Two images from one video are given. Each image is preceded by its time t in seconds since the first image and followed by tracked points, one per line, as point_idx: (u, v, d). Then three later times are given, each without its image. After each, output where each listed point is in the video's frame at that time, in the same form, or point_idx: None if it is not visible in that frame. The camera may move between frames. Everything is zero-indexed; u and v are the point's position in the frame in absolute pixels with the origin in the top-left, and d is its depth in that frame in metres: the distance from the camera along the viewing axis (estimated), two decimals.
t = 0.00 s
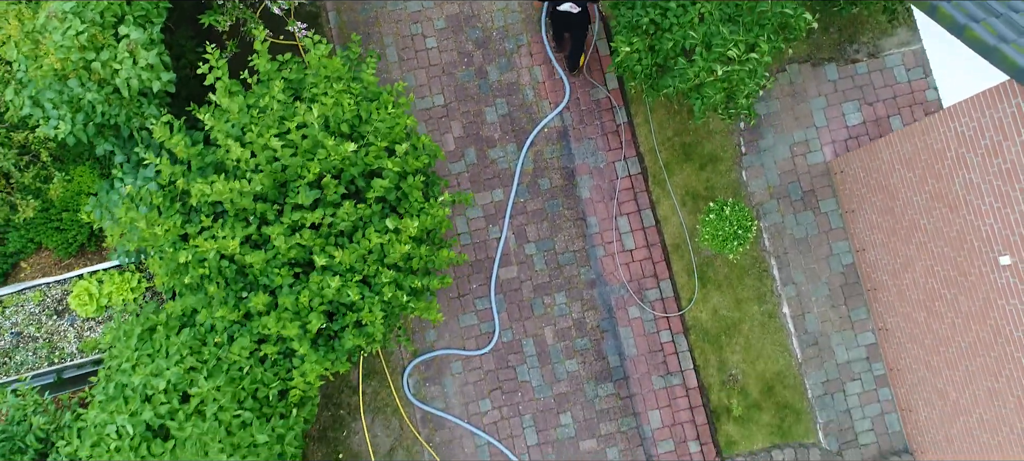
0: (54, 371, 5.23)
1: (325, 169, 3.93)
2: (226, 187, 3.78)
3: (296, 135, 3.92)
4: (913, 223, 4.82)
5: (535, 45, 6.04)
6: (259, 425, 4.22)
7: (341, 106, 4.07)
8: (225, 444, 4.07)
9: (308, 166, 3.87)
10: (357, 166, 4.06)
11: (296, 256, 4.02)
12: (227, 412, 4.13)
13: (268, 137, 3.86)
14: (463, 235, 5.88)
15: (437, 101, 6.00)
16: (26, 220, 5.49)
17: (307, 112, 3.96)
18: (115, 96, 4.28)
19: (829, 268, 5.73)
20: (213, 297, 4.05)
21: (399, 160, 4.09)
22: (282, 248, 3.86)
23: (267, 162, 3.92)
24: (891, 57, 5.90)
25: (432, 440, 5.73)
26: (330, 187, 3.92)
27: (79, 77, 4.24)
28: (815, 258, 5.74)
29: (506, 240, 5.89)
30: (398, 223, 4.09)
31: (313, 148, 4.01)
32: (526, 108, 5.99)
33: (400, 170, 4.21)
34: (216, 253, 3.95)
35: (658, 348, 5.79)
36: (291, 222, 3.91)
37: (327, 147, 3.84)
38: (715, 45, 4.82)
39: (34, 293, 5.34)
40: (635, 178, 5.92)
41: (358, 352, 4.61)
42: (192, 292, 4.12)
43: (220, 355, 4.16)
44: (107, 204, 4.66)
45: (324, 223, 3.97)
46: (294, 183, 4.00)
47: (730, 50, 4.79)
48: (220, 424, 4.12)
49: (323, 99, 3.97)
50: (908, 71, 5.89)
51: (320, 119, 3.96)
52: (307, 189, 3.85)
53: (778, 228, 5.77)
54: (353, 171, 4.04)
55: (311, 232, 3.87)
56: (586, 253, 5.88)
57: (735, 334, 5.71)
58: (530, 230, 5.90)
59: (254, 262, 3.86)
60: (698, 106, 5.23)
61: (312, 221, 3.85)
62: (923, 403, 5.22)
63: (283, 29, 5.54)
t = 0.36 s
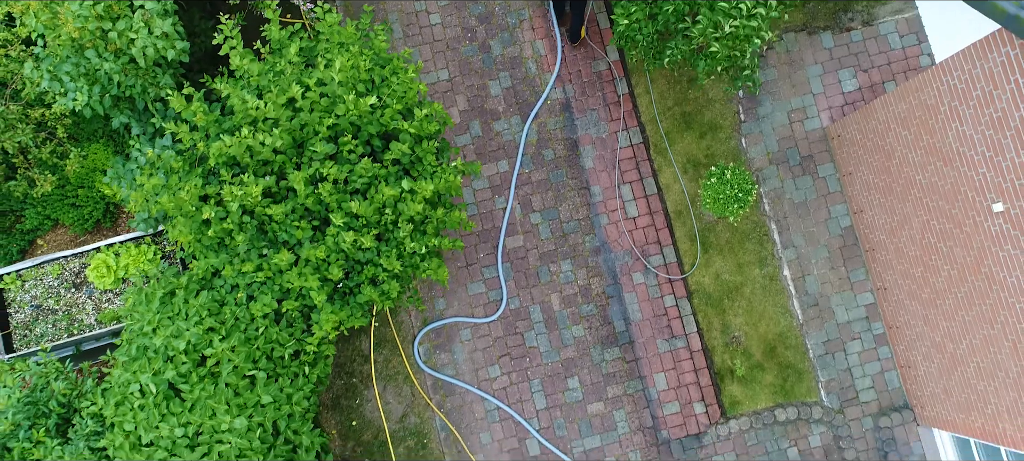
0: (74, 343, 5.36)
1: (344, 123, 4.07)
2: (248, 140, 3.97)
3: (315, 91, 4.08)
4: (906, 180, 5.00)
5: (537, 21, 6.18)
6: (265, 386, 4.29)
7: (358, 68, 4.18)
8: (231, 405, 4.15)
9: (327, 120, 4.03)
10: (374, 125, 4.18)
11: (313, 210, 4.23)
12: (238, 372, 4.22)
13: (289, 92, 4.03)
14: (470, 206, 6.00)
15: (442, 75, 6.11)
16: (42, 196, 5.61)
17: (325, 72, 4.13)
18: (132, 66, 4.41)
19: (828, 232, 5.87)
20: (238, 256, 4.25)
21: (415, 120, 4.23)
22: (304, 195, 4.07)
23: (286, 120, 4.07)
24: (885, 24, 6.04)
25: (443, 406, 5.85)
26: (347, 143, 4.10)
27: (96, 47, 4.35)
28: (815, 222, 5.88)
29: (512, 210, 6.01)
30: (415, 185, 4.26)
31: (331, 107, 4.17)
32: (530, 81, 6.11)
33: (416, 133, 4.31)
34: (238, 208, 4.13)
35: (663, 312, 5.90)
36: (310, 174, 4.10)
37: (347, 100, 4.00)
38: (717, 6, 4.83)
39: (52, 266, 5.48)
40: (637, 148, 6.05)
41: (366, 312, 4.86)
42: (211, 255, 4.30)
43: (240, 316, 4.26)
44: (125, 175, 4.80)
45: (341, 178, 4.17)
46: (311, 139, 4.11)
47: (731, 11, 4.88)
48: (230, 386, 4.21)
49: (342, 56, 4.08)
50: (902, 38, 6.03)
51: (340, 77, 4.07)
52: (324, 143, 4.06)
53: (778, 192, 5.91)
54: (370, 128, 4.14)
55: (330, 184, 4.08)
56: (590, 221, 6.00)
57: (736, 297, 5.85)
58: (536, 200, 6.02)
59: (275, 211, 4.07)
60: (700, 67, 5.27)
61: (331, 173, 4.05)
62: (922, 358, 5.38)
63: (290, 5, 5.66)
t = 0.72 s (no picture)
0: (91, 329, 5.50)
1: (354, 93, 4.30)
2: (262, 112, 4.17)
3: (327, 63, 4.33)
4: (899, 142, 5.14)
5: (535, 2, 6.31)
6: (284, 355, 4.38)
7: (367, 39, 4.42)
8: (250, 371, 4.25)
9: (339, 91, 4.26)
10: (383, 94, 4.38)
11: (326, 184, 4.36)
12: (257, 342, 4.33)
13: (302, 65, 4.26)
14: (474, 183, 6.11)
15: (443, 57, 6.22)
16: (55, 184, 5.72)
17: (336, 45, 4.39)
18: (145, 49, 4.53)
19: (825, 199, 6.02)
20: (253, 231, 4.32)
21: (422, 88, 4.42)
22: (316, 171, 4.20)
23: (299, 92, 4.28)
24: None
25: (454, 380, 5.95)
26: (357, 113, 4.30)
27: (109, 32, 4.46)
28: (812, 189, 6.03)
29: (516, 187, 6.12)
30: (420, 150, 4.37)
31: (341, 79, 4.38)
32: (530, 61, 6.23)
33: (423, 102, 4.50)
34: (254, 188, 4.22)
35: (666, 282, 6.02)
36: (322, 145, 4.27)
37: (358, 69, 4.24)
38: None
39: (68, 253, 5.59)
40: (636, 123, 6.17)
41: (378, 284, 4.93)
42: (225, 231, 4.35)
43: (258, 290, 4.39)
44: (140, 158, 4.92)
45: (352, 148, 4.33)
46: (323, 111, 4.33)
47: None
48: (249, 355, 4.30)
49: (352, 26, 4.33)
50: (892, 8, 6.20)
51: (351, 46, 4.34)
52: (337, 114, 4.24)
53: (774, 160, 6.05)
54: (379, 96, 4.35)
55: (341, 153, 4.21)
56: (593, 196, 6.12)
57: (738, 265, 5.98)
58: (539, 177, 6.13)
59: (290, 186, 4.16)
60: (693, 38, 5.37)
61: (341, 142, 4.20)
62: (919, 317, 5.53)
63: None
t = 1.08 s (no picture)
0: (109, 325, 5.62)
1: (356, 82, 4.32)
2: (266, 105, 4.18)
3: (328, 53, 4.34)
4: (892, 107, 5.25)
5: None
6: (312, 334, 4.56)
7: (365, 28, 4.43)
8: (283, 347, 4.41)
9: (341, 80, 4.28)
10: (384, 82, 4.40)
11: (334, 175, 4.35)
12: (279, 322, 4.46)
13: (304, 56, 4.29)
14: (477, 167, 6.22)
15: (441, 45, 6.34)
16: (66, 185, 5.79)
17: (335, 35, 4.37)
18: (153, 44, 4.66)
19: (821, 166, 6.16)
20: (267, 218, 4.39)
21: (421, 76, 4.41)
22: (325, 168, 4.17)
23: (303, 84, 4.29)
24: None
25: (466, 361, 6.05)
26: (359, 102, 4.29)
27: (118, 29, 4.58)
28: (808, 158, 6.17)
29: (518, 169, 6.23)
30: (422, 141, 4.38)
31: (343, 67, 4.39)
32: (525, 45, 6.35)
33: (423, 89, 4.48)
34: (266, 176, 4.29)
35: (669, 255, 6.12)
36: (329, 139, 4.25)
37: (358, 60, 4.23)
38: None
39: (83, 252, 5.70)
40: (633, 101, 6.29)
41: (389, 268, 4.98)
42: (239, 217, 4.42)
43: (275, 273, 4.50)
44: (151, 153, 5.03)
45: (354, 138, 4.32)
46: (328, 101, 4.34)
47: None
48: (276, 333, 4.45)
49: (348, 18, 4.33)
50: None
51: (349, 36, 4.33)
52: (339, 105, 4.26)
53: (770, 132, 6.19)
54: (379, 86, 4.36)
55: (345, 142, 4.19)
56: (593, 175, 6.23)
57: (738, 235, 6.09)
58: (540, 158, 6.25)
59: (300, 178, 4.17)
60: (686, 14, 5.49)
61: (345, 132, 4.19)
62: (917, 276, 5.67)
63: None
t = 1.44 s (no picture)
0: (124, 335, 5.67)
1: (357, 76, 4.42)
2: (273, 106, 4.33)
3: (328, 54, 4.44)
4: (878, 67, 5.38)
5: None
6: (327, 329, 4.63)
7: (360, 22, 4.52)
8: (301, 346, 4.48)
9: (344, 78, 4.39)
10: (384, 73, 4.50)
11: (345, 166, 4.53)
12: (295, 319, 4.53)
13: (305, 57, 4.40)
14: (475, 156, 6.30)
15: (432, 39, 6.43)
16: (73, 199, 5.83)
17: (333, 33, 4.47)
18: (153, 52, 4.75)
19: (812, 133, 6.28)
20: (280, 214, 4.54)
21: (421, 64, 4.50)
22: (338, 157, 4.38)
23: (306, 84, 4.43)
24: None
25: (478, 347, 6.14)
26: (364, 96, 4.43)
27: (118, 40, 4.66)
28: (799, 125, 6.29)
29: (516, 155, 6.32)
30: (430, 128, 4.54)
31: (344, 64, 4.48)
32: (515, 33, 6.45)
33: (423, 77, 4.58)
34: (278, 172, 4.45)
35: (670, 230, 6.23)
36: (337, 133, 4.45)
37: (360, 56, 4.36)
38: None
39: (94, 264, 5.75)
40: (625, 81, 6.40)
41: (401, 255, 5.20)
42: (252, 215, 4.57)
43: (288, 269, 4.57)
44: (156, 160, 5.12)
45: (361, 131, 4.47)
46: (332, 98, 4.51)
47: None
48: (292, 332, 4.52)
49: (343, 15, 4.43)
50: None
51: (347, 32, 4.44)
52: (344, 101, 4.42)
53: (761, 102, 6.30)
54: (380, 77, 4.47)
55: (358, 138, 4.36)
56: (590, 156, 6.34)
57: (736, 206, 6.19)
58: (538, 143, 6.35)
59: (313, 169, 4.35)
60: None
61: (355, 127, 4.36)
62: (915, 233, 5.79)
63: None
